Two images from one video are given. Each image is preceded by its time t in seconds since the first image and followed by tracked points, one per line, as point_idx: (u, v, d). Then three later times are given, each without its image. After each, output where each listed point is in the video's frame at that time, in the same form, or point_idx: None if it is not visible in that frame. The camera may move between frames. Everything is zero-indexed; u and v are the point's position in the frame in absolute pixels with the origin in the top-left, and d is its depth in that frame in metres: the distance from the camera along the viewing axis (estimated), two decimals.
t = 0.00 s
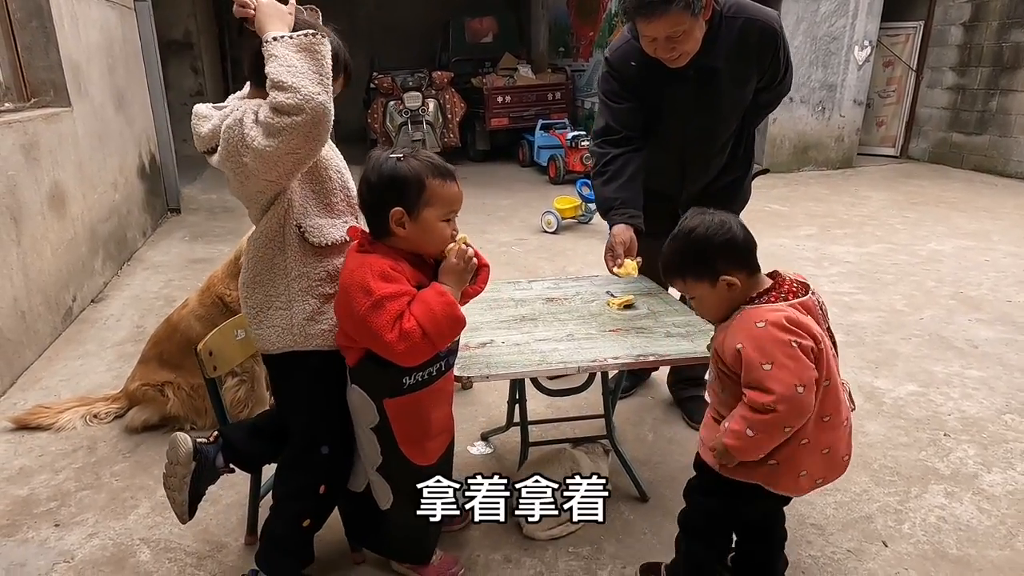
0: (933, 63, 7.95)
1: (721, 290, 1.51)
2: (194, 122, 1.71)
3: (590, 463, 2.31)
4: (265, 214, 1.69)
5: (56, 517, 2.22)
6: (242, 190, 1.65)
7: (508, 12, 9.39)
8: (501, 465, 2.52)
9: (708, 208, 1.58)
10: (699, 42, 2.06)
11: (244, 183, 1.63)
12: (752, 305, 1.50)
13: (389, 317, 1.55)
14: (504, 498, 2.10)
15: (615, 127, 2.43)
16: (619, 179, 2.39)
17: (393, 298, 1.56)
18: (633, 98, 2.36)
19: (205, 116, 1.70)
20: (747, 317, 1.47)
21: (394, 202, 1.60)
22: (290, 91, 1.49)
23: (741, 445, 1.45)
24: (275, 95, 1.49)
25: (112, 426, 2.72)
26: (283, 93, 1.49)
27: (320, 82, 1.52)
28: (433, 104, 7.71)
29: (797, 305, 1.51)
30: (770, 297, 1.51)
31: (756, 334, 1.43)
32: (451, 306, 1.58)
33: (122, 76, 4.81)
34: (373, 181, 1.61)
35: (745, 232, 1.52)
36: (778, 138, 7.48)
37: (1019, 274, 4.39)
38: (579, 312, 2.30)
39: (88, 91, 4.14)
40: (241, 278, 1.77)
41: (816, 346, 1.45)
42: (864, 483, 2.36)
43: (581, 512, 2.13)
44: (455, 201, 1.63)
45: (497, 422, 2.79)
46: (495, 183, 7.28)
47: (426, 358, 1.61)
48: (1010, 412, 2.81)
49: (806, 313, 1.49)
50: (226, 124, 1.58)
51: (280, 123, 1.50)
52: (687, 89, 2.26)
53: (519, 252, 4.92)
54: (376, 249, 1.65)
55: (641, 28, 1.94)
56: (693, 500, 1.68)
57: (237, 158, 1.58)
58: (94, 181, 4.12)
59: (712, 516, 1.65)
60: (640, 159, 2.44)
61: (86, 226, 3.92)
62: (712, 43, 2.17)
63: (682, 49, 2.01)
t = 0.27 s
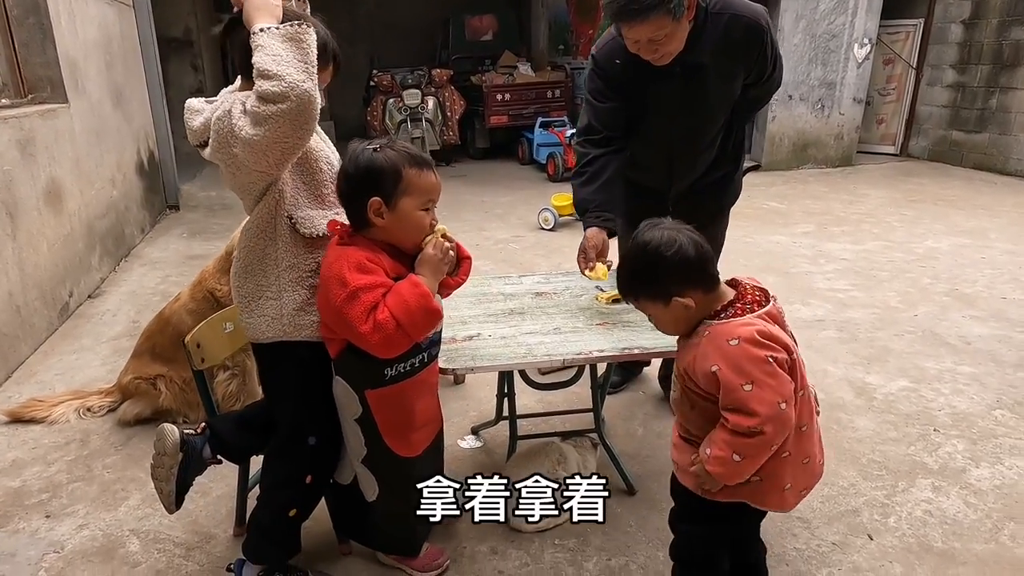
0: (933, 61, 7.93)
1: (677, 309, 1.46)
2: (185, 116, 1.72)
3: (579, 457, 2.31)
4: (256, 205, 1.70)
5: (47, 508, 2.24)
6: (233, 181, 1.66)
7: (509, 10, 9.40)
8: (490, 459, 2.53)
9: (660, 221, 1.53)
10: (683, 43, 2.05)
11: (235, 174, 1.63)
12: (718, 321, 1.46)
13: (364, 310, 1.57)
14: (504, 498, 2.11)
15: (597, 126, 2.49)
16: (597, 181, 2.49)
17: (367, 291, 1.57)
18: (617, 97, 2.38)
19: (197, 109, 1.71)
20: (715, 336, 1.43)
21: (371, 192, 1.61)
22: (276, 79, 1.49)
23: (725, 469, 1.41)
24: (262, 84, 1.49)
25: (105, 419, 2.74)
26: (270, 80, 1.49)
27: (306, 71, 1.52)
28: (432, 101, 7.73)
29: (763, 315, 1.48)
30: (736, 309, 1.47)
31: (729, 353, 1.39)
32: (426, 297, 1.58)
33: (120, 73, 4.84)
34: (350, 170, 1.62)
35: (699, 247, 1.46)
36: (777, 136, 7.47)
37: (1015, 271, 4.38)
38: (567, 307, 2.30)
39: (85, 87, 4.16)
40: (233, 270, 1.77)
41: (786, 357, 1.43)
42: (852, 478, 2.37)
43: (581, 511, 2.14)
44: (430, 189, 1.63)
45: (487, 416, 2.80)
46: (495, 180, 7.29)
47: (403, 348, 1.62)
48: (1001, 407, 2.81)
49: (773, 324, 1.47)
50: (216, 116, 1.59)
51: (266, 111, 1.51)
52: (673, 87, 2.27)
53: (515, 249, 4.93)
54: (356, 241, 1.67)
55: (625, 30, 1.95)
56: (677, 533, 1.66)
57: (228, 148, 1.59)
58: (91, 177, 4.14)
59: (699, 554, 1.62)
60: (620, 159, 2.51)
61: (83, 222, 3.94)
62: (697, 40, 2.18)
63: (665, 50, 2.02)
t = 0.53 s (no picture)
0: (934, 59, 7.92)
1: (642, 316, 1.48)
2: (183, 110, 1.71)
3: (571, 453, 2.29)
4: (253, 198, 1.70)
5: (42, 502, 2.25)
6: (230, 174, 1.66)
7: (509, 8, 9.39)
8: (485, 454, 2.53)
9: (629, 224, 1.55)
10: (670, 46, 2.10)
11: (232, 167, 1.63)
12: (685, 329, 1.48)
13: (352, 305, 1.58)
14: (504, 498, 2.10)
15: (585, 129, 2.44)
16: (585, 185, 2.39)
17: (355, 286, 1.58)
18: (606, 100, 2.37)
19: (195, 104, 1.70)
20: (683, 347, 1.46)
21: (363, 187, 1.61)
22: (272, 69, 1.49)
23: (706, 493, 1.43)
24: (258, 75, 1.49)
25: (102, 414, 2.75)
26: (266, 71, 1.49)
27: (302, 61, 1.52)
28: (432, 99, 7.73)
29: (730, 326, 1.51)
30: (703, 319, 1.50)
31: (698, 364, 1.42)
32: (416, 291, 1.59)
33: (120, 70, 4.85)
34: (342, 165, 1.62)
35: (668, 253, 1.47)
36: (778, 134, 7.46)
37: (1014, 269, 4.37)
38: (561, 302, 2.31)
39: (84, 84, 4.18)
40: (230, 263, 1.77)
41: (753, 369, 1.46)
42: (845, 473, 2.37)
43: (582, 512, 2.11)
44: (423, 184, 1.64)
45: (482, 412, 2.81)
46: (495, 178, 7.29)
47: (391, 341, 1.63)
48: (996, 404, 2.81)
49: (738, 334, 1.51)
50: (214, 108, 1.59)
51: (262, 102, 1.51)
52: (663, 88, 2.27)
53: (514, 246, 4.93)
54: (347, 235, 1.67)
55: (611, 36, 1.96)
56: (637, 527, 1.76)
57: (225, 141, 1.59)
58: (90, 173, 4.16)
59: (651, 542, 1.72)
60: (607, 164, 2.45)
61: (82, 219, 3.96)
62: (685, 41, 2.19)
63: (651, 54, 2.06)
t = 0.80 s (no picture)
0: (938, 57, 7.89)
1: (617, 340, 1.50)
2: (185, 107, 1.69)
3: (571, 452, 2.26)
4: (256, 195, 1.69)
5: (42, 499, 2.25)
6: (233, 171, 1.65)
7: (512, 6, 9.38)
8: (485, 452, 2.53)
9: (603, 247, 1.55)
10: (663, 50, 2.09)
11: (236, 163, 1.62)
12: (663, 349, 1.50)
13: (355, 305, 1.57)
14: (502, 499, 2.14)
15: (584, 132, 2.43)
16: (583, 190, 2.40)
17: (359, 285, 1.58)
18: (604, 103, 2.37)
19: (196, 100, 1.68)
20: (665, 367, 1.47)
21: (371, 186, 1.60)
22: (276, 70, 1.49)
23: (693, 502, 1.46)
24: (261, 75, 1.49)
25: (103, 412, 2.75)
26: (269, 71, 1.49)
27: (303, 60, 1.52)
28: (434, 97, 7.72)
29: (705, 343, 1.54)
30: (680, 338, 1.52)
31: (681, 384, 1.44)
32: (420, 291, 1.59)
33: (122, 68, 4.86)
34: (349, 162, 1.61)
35: (637, 277, 1.48)
36: (780, 132, 7.44)
37: (1017, 268, 4.36)
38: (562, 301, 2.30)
39: (86, 82, 4.18)
40: (232, 260, 1.76)
41: (730, 384, 1.49)
42: (846, 473, 2.36)
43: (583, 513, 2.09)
44: (428, 186, 1.64)
45: (483, 410, 2.81)
46: (497, 176, 7.29)
47: (395, 341, 1.63)
48: (998, 404, 2.80)
49: (713, 350, 1.54)
50: (216, 106, 1.58)
51: (267, 102, 1.51)
52: (660, 90, 2.28)
53: (515, 244, 4.92)
54: (350, 233, 1.67)
55: (604, 42, 1.97)
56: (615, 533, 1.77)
57: (228, 138, 1.58)
58: (92, 171, 4.16)
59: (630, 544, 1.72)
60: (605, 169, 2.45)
61: (84, 216, 3.96)
62: (680, 44, 2.20)
63: (645, 59, 2.05)
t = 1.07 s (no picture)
0: (941, 56, 7.86)
1: (619, 339, 1.49)
2: (183, 106, 1.69)
3: (573, 452, 2.24)
4: (257, 192, 1.68)
5: (43, 499, 2.25)
6: (234, 168, 1.64)
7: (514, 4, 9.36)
8: (486, 452, 2.52)
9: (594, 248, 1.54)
10: (662, 52, 2.08)
11: (237, 160, 1.61)
12: (668, 345, 1.49)
13: (361, 305, 1.56)
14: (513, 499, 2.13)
15: (584, 134, 2.42)
16: (582, 193, 2.39)
17: (366, 286, 1.57)
18: (603, 105, 2.36)
19: (194, 100, 1.68)
20: (671, 363, 1.46)
21: (377, 188, 1.59)
22: (277, 61, 1.48)
23: (705, 498, 1.45)
24: (263, 67, 1.48)
25: (104, 411, 2.75)
26: (271, 64, 1.48)
27: (305, 50, 1.51)
28: (436, 96, 7.71)
29: (710, 335, 1.52)
30: (685, 333, 1.50)
31: (689, 379, 1.43)
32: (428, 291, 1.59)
33: (124, 66, 4.85)
34: (355, 163, 1.59)
35: (633, 276, 1.47)
36: (783, 131, 7.42)
37: (1021, 268, 4.34)
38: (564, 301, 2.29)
39: (88, 80, 4.18)
40: (233, 258, 1.75)
41: (737, 376, 1.48)
42: (849, 474, 2.35)
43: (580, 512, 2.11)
44: (432, 188, 1.63)
45: (484, 410, 2.80)
46: (499, 175, 7.27)
47: (401, 341, 1.62)
48: (1002, 404, 2.79)
49: (719, 343, 1.52)
50: (216, 102, 1.57)
51: (269, 94, 1.50)
52: (660, 91, 2.27)
53: (517, 243, 4.91)
54: (353, 233, 1.65)
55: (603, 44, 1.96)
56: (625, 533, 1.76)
57: (229, 134, 1.57)
58: (93, 170, 4.16)
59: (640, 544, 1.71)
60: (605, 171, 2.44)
61: (85, 215, 3.96)
62: (680, 45, 2.19)
63: (644, 61, 2.04)
